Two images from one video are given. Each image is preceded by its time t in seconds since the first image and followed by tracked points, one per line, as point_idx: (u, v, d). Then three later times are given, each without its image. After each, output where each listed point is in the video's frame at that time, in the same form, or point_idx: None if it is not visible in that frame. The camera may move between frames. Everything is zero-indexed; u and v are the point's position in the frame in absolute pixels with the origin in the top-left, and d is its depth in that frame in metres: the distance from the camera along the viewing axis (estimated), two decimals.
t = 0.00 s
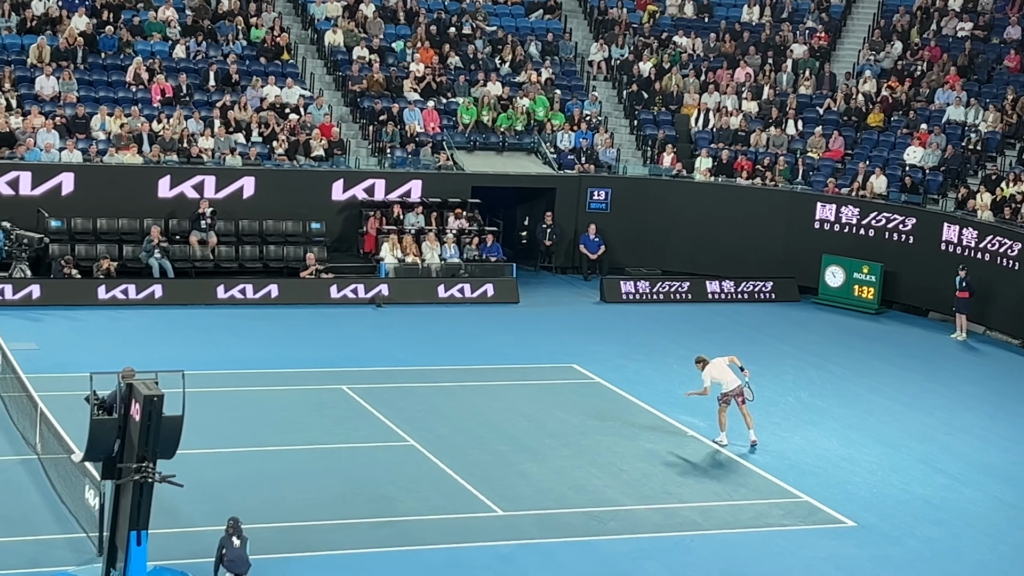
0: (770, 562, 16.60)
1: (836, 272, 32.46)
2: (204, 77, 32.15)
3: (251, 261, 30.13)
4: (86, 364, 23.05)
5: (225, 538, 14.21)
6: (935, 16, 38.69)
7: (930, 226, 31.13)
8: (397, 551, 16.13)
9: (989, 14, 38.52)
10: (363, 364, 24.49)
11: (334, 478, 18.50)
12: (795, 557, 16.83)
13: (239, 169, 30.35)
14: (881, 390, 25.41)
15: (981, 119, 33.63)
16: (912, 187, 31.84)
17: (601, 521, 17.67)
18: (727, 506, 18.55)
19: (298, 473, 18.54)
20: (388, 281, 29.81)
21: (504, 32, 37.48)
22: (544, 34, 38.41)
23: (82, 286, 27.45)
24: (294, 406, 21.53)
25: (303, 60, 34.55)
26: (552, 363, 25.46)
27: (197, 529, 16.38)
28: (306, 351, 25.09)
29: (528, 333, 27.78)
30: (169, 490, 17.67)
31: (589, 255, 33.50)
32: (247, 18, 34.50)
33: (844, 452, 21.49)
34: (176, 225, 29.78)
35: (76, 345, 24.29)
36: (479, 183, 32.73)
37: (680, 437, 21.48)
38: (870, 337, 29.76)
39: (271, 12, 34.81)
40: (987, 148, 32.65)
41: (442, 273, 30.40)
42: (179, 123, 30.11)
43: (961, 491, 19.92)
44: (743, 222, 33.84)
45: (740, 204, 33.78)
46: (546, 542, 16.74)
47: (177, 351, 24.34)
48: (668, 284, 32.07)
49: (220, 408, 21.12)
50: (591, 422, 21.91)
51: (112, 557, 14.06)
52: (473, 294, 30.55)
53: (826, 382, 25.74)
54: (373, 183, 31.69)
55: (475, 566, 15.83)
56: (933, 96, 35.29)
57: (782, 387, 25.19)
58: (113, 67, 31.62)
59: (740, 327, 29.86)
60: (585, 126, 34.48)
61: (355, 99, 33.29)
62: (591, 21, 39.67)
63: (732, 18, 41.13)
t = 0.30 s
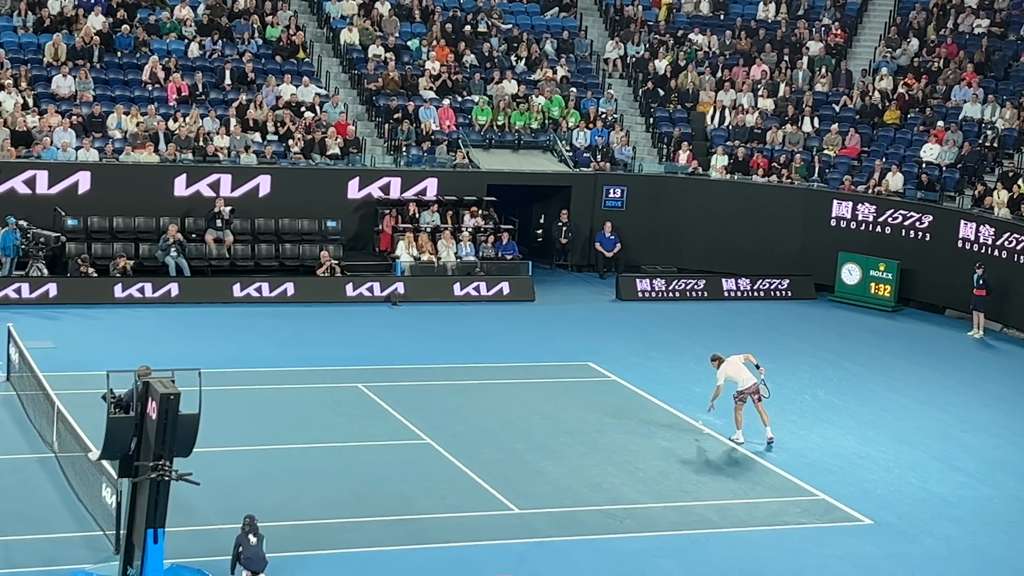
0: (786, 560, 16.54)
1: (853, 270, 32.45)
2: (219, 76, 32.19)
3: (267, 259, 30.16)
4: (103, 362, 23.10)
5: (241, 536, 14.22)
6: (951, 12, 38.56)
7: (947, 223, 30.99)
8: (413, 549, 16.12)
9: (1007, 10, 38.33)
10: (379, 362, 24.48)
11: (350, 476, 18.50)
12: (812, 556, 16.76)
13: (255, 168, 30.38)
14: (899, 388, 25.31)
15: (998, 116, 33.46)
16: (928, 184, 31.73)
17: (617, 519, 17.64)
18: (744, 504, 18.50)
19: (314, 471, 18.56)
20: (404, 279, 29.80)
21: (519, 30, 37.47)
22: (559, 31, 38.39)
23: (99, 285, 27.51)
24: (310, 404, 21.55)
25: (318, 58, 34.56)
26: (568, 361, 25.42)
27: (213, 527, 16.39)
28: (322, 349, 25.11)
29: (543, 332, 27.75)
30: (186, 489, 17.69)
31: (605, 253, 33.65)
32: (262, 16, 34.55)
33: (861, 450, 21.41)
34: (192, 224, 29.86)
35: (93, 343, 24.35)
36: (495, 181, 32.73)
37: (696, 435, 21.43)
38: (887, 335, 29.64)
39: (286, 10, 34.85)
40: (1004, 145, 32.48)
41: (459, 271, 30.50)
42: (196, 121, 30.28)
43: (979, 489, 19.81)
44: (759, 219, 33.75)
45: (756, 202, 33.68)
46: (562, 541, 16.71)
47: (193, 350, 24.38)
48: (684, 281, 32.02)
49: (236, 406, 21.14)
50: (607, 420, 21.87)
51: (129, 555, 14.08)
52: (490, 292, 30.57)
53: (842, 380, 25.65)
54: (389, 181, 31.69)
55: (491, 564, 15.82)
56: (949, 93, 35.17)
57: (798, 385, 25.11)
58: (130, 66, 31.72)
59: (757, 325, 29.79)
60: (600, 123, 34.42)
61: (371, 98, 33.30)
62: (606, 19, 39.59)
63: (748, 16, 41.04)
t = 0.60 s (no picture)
0: (803, 557, 16.51)
1: (870, 267, 32.32)
2: (236, 74, 32.29)
3: (283, 257, 30.18)
4: (120, 361, 23.16)
5: (257, 534, 14.25)
6: (968, 9, 38.53)
7: (965, 220, 30.86)
8: (430, 546, 16.13)
9: None
10: (395, 360, 24.51)
11: (368, 473, 18.52)
12: (829, 554, 16.71)
13: (271, 166, 30.41)
14: (916, 386, 25.23)
15: (1016, 113, 33.37)
16: (946, 181, 31.59)
17: (633, 516, 17.62)
18: (761, 502, 18.46)
19: (331, 468, 18.59)
20: (420, 277, 29.81)
21: (535, 27, 37.52)
22: (575, 29, 38.43)
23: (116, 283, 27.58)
24: (326, 402, 21.58)
25: (335, 56, 34.63)
26: (584, 359, 25.41)
27: (230, 525, 16.42)
28: (338, 347, 25.14)
29: (559, 329, 27.74)
30: (203, 486, 17.74)
31: (622, 251, 33.53)
32: (279, 14, 34.66)
33: (878, 447, 21.35)
34: (209, 222, 29.87)
35: (110, 341, 24.42)
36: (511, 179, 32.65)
37: (712, 433, 21.39)
38: (904, 332, 29.54)
39: (303, 8, 34.93)
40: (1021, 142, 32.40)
41: (475, 269, 30.52)
42: (212, 119, 30.35)
43: (996, 487, 19.75)
44: (776, 217, 33.66)
45: (773, 199, 33.57)
46: (579, 538, 16.70)
47: (211, 347, 24.44)
48: (701, 279, 31.95)
49: (253, 404, 21.19)
50: (623, 417, 21.85)
51: (147, 552, 14.13)
52: (505, 290, 30.59)
53: (860, 378, 25.57)
54: (406, 178, 31.68)
55: (508, 561, 15.81)
56: (967, 90, 35.11)
57: (815, 382, 25.05)
58: (146, 64, 31.85)
59: (773, 322, 29.73)
60: (616, 121, 34.44)
61: (387, 96, 33.35)
62: (622, 16, 39.57)
63: (764, 13, 41.03)
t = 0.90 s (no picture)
0: (819, 556, 16.44)
1: (886, 265, 32.16)
2: (252, 73, 32.36)
3: (299, 256, 30.19)
4: (136, 359, 23.21)
5: (273, 532, 14.25)
6: (986, 6, 38.44)
7: (982, 218, 30.71)
8: (446, 545, 16.11)
9: None
10: (411, 358, 24.51)
11: (384, 472, 18.52)
12: (846, 552, 16.65)
13: (287, 165, 30.43)
14: (933, 384, 25.12)
15: None
16: (963, 179, 31.45)
17: (649, 515, 17.58)
18: (777, 501, 18.39)
19: (347, 467, 18.59)
20: (436, 275, 29.80)
21: (551, 25, 37.53)
22: (591, 27, 38.41)
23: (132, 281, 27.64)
24: (342, 401, 21.59)
25: (350, 55, 34.66)
26: (600, 357, 25.36)
27: (247, 523, 16.43)
28: (353, 345, 25.15)
29: (575, 328, 27.69)
30: (219, 485, 17.77)
31: (637, 249, 33.58)
32: (294, 13, 34.73)
33: (895, 446, 21.27)
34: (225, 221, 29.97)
35: (127, 339, 24.48)
36: (527, 177, 32.64)
37: (728, 431, 21.33)
38: (921, 330, 29.41)
39: (319, 7, 34.98)
40: None
41: (491, 267, 30.36)
42: (228, 117, 30.31)
43: (1014, 485, 19.65)
44: (792, 214, 33.59)
45: (789, 197, 33.52)
46: (595, 537, 16.67)
47: (227, 346, 24.47)
48: (716, 277, 31.86)
49: (270, 402, 21.21)
50: (639, 416, 21.80)
51: (164, 550, 14.13)
52: (521, 288, 30.55)
53: (877, 376, 25.47)
54: (421, 177, 31.73)
55: (523, 560, 15.78)
56: (984, 87, 35.00)
57: (831, 381, 24.96)
58: (162, 63, 31.92)
59: (789, 320, 29.65)
60: (632, 119, 34.37)
61: (403, 94, 33.37)
62: (638, 14, 39.53)
63: (780, 11, 40.95)
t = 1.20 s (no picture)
0: (834, 555, 16.41)
1: (901, 263, 32.11)
2: (266, 72, 32.43)
3: (314, 255, 30.31)
4: (152, 358, 23.27)
5: (288, 531, 14.27)
6: (1001, 4, 38.36)
7: (997, 216, 30.59)
8: (461, 543, 16.11)
9: None
10: (426, 357, 24.52)
11: (399, 470, 18.54)
12: (861, 551, 16.61)
13: (301, 164, 30.48)
14: (948, 382, 25.05)
15: None
16: (978, 178, 31.39)
17: (664, 513, 17.57)
18: (792, 499, 18.36)
19: (362, 466, 18.60)
20: (450, 275, 29.80)
21: (565, 24, 37.54)
22: (605, 26, 38.40)
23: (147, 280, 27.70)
24: (357, 400, 21.61)
25: (365, 54, 34.69)
26: (615, 356, 25.34)
27: (262, 522, 16.45)
28: (368, 344, 25.16)
29: (589, 326, 27.68)
30: (235, 483, 17.80)
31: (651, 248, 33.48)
32: (309, 12, 34.79)
33: (910, 445, 21.21)
34: (240, 221, 30.00)
35: (142, 338, 24.54)
36: (541, 176, 32.64)
37: (743, 430, 21.29)
38: (936, 329, 29.31)
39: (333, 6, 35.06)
40: None
41: (505, 266, 30.33)
42: (243, 117, 30.40)
43: None
44: (807, 213, 33.54)
45: (804, 196, 33.48)
46: (610, 535, 16.66)
47: (242, 345, 24.51)
48: (731, 276, 31.82)
49: (285, 401, 21.24)
50: (653, 415, 21.77)
51: (179, 549, 14.16)
52: (535, 287, 30.54)
53: (892, 375, 25.40)
54: (435, 177, 31.73)
55: (538, 558, 15.78)
56: (999, 85, 34.93)
57: (846, 379, 24.91)
58: (177, 62, 31.98)
59: (804, 319, 29.59)
60: (647, 118, 34.37)
61: (417, 93, 33.41)
62: (652, 13, 39.50)
63: (795, 9, 40.91)
